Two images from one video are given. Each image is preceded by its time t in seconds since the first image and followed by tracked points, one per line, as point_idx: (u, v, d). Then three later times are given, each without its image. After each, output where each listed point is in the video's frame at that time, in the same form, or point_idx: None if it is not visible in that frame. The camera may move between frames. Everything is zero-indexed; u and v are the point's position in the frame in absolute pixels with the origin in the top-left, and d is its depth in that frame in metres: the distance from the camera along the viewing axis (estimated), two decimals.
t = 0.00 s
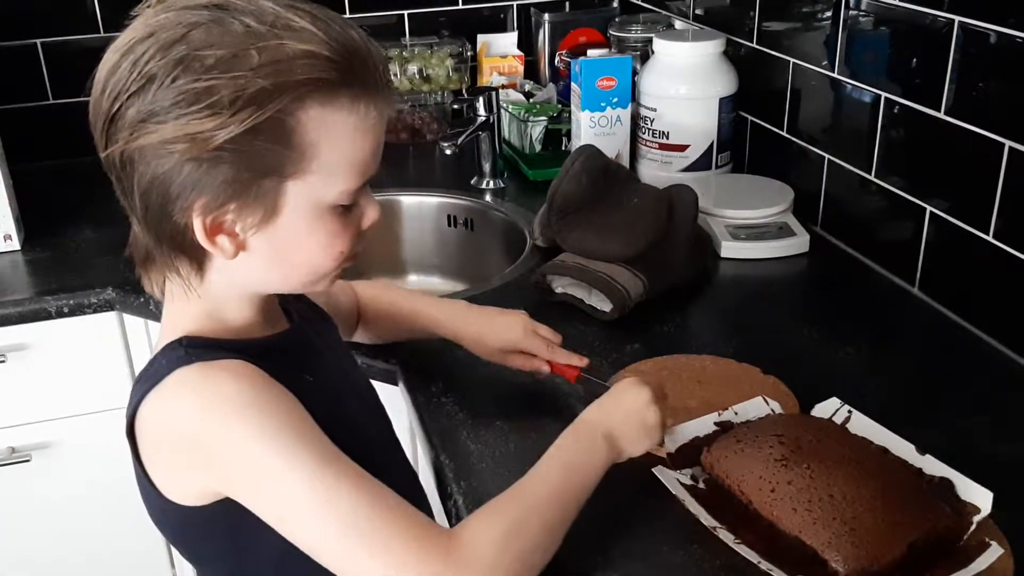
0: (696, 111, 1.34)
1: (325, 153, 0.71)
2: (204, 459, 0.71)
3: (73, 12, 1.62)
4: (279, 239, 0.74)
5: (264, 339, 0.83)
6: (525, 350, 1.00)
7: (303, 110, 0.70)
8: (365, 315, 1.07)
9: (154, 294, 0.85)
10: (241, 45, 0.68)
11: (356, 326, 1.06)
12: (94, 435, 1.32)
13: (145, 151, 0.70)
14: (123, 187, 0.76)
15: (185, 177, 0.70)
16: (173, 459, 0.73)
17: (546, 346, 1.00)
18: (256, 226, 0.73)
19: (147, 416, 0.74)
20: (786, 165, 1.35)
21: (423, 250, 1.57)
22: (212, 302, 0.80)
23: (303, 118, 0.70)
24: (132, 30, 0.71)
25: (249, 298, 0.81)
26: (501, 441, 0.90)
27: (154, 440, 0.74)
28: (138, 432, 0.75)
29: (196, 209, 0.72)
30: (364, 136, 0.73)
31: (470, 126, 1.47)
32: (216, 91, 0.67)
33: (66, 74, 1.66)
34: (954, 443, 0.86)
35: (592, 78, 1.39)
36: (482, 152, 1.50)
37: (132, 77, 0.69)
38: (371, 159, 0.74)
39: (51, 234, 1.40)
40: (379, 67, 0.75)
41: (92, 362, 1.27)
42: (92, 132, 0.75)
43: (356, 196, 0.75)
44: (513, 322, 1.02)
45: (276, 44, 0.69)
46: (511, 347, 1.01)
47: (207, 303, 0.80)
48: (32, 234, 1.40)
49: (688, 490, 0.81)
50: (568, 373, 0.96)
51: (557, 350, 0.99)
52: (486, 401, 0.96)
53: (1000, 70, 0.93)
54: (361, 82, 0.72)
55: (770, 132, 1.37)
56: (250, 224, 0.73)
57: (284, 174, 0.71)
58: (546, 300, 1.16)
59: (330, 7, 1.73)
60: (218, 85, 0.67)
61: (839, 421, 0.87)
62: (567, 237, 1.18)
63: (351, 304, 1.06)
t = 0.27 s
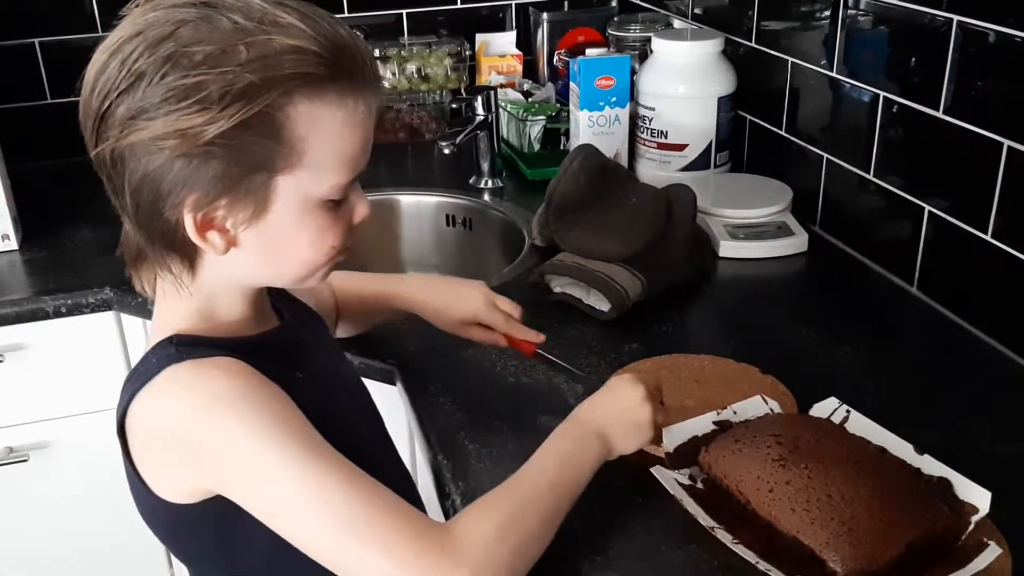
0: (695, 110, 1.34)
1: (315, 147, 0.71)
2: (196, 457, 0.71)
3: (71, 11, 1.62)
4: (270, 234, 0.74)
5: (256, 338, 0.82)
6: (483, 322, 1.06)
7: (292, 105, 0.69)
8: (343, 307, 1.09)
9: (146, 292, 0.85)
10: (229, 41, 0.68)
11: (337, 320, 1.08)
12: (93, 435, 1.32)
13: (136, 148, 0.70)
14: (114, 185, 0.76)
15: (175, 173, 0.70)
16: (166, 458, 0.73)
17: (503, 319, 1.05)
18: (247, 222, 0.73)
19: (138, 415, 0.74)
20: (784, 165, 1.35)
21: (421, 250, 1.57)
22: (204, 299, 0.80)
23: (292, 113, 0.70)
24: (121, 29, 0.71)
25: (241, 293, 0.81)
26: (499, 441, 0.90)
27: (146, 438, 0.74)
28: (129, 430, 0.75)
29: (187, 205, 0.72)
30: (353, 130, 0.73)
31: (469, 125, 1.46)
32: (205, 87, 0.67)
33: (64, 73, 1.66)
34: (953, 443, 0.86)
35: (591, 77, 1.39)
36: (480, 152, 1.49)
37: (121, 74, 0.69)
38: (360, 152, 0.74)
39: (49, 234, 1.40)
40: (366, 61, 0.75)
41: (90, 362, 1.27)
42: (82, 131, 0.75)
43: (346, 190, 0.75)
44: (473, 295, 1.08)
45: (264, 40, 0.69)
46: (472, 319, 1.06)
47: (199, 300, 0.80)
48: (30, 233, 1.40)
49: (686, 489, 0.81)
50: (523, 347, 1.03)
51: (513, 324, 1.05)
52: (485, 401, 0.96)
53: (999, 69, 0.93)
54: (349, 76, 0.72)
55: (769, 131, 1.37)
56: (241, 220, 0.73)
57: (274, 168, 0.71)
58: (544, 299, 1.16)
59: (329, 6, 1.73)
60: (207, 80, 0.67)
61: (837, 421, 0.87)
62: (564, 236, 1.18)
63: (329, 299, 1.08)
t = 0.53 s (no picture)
0: (693, 109, 1.34)
1: (306, 140, 0.71)
2: (193, 456, 0.71)
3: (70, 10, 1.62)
4: (265, 229, 0.74)
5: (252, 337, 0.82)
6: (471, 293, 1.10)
7: (283, 98, 0.69)
8: (341, 302, 1.10)
9: (142, 290, 0.85)
10: (218, 37, 0.68)
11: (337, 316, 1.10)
12: (91, 435, 1.32)
13: (129, 148, 0.70)
14: (109, 185, 0.76)
15: (169, 171, 0.70)
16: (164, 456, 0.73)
17: (490, 292, 1.09)
18: (241, 217, 0.73)
19: (135, 413, 0.74)
20: (784, 164, 1.35)
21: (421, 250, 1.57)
22: (202, 298, 0.80)
23: (284, 106, 0.69)
24: (110, 28, 0.71)
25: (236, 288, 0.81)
26: (498, 440, 0.89)
27: (142, 436, 0.74)
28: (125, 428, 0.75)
29: (182, 202, 0.72)
30: (344, 122, 0.73)
31: (468, 124, 1.47)
32: (195, 84, 0.67)
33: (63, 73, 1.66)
34: (954, 443, 0.86)
35: (590, 76, 1.39)
36: (479, 151, 1.49)
37: (112, 74, 0.69)
38: (352, 143, 0.74)
39: (49, 234, 1.39)
40: (354, 51, 0.75)
41: (89, 362, 1.27)
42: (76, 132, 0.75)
43: (340, 182, 0.75)
44: (462, 267, 1.11)
45: (252, 35, 0.68)
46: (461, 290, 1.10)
47: (196, 297, 0.80)
48: (29, 233, 1.40)
49: (686, 489, 0.81)
50: (507, 322, 1.07)
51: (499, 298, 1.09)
52: (484, 400, 0.96)
53: (998, 68, 0.93)
54: (339, 68, 0.72)
55: (769, 130, 1.37)
56: (235, 215, 0.73)
57: (267, 163, 0.71)
58: (543, 298, 1.16)
59: (328, 6, 1.73)
60: (197, 77, 0.67)
61: (837, 420, 0.87)
62: (563, 234, 1.18)
63: (326, 295, 1.09)
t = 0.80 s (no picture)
0: (695, 107, 1.34)
1: (301, 130, 0.71)
2: (195, 454, 0.71)
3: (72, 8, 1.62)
4: (265, 221, 0.74)
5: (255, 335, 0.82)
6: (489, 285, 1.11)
7: (276, 90, 0.69)
8: (346, 300, 1.09)
9: (149, 290, 0.85)
10: (207, 32, 0.68)
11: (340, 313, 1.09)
12: (93, 432, 1.32)
13: (125, 147, 0.70)
14: (109, 187, 0.76)
15: (166, 168, 0.70)
16: (167, 453, 0.73)
17: (508, 284, 1.10)
18: (241, 212, 0.73)
19: (138, 410, 0.74)
20: (786, 162, 1.35)
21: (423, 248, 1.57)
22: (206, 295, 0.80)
23: (277, 98, 0.69)
24: (101, 29, 0.71)
25: (241, 286, 0.81)
26: (501, 438, 0.89)
27: (145, 433, 0.74)
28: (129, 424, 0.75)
29: (181, 199, 0.72)
30: (339, 111, 0.72)
31: (469, 123, 1.46)
32: (186, 79, 0.67)
33: (65, 71, 1.66)
34: (957, 441, 0.86)
35: (592, 74, 1.39)
36: (481, 149, 1.49)
37: (105, 74, 0.69)
38: (349, 132, 0.74)
39: (50, 232, 1.39)
40: (345, 40, 0.75)
41: (91, 360, 1.27)
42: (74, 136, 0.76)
43: (338, 172, 0.74)
44: (480, 258, 1.11)
45: (241, 28, 0.69)
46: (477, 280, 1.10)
47: (200, 295, 0.80)
48: (31, 231, 1.40)
49: (689, 487, 0.81)
50: (519, 313, 1.08)
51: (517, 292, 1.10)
52: (487, 398, 0.96)
53: (1000, 66, 0.93)
54: (329, 57, 0.72)
55: (771, 128, 1.37)
56: (235, 209, 0.73)
57: (263, 156, 0.71)
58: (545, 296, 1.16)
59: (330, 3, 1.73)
60: (188, 73, 0.67)
61: (840, 418, 0.87)
62: (565, 233, 1.18)
63: (331, 293, 1.08)
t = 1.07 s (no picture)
0: (698, 106, 1.34)
1: (308, 129, 0.70)
2: (193, 458, 0.71)
3: (73, 7, 1.62)
4: (273, 222, 0.73)
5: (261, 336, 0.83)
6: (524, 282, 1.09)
7: (282, 89, 0.69)
8: (357, 300, 1.07)
9: (158, 292, 0.85)
10: (212, 32, 0.68)
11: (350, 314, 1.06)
12: (94, 432, 1.32)
13: (132, 148, 0.71)
14: (117, 189, 0.76)
15: (174, 169, 0.70)
16: (166, 454, 0.73)
17: (542, 280, 1.09)
18: (249, 213, 0.73)
19: (139, 412, 0.74)
20: (788, 162, 1.35)
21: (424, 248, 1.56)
22: (212, 296, 0.80)
23: (283, 97, 0.69)
24: (106, 30, 0.71)
25: (249, 286, 0.81)
26: (503, 437, 0.89)
27: (147, 435, 0.74)
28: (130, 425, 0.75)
29: (189, 200, 0.72)
30: (347, 110, 0.72)
31: (471, 122, 1.47)
32: (192, 80, 0.67)
33: (66, 71, 1.66)
34: (959, 440, 0.86)
35: (594, 74, 1.39)
36: (482, 149, 1.50)
37: (111, 76, 0.69)
38: (358, 131, 0.73)
39: (52, 231, 1.40)
40: (351, 37, 0.75)
41: (93, 360, 1.27)
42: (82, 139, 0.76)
43: (348, 171, 0.74)
44: (511, 262, 1.09)
45: (245, 28, 0.69)
46: (509, 280, 1.08)
47: (207, 297, 0.80)
48: (32, 231, 1.40)
49: (692, 487, 0.81)
50: (562, 308, 1.08)
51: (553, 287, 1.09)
52: (489, 398, 0.96)
53: (1003, 66, 0.93)
54: (336, 55, 0.72)
55: (773, 128, 1.37)
56: (243, 211, 0.73)
57: (270, 157, 0.70)
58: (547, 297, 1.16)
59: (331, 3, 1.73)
60: (194, 74, 0.67)
61: (842, 418, 0.87)
62: (568, 232, 1.18)
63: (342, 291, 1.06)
